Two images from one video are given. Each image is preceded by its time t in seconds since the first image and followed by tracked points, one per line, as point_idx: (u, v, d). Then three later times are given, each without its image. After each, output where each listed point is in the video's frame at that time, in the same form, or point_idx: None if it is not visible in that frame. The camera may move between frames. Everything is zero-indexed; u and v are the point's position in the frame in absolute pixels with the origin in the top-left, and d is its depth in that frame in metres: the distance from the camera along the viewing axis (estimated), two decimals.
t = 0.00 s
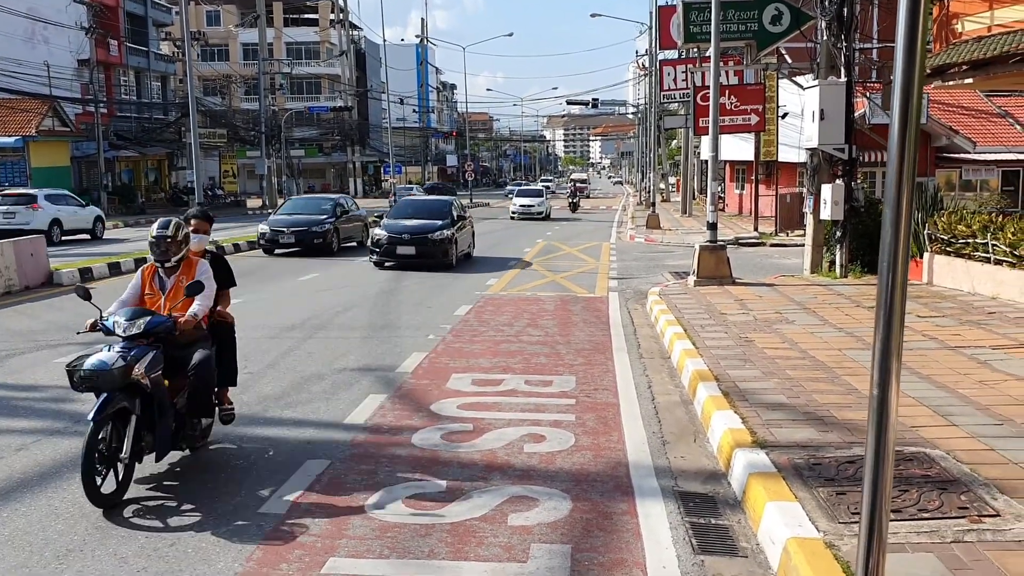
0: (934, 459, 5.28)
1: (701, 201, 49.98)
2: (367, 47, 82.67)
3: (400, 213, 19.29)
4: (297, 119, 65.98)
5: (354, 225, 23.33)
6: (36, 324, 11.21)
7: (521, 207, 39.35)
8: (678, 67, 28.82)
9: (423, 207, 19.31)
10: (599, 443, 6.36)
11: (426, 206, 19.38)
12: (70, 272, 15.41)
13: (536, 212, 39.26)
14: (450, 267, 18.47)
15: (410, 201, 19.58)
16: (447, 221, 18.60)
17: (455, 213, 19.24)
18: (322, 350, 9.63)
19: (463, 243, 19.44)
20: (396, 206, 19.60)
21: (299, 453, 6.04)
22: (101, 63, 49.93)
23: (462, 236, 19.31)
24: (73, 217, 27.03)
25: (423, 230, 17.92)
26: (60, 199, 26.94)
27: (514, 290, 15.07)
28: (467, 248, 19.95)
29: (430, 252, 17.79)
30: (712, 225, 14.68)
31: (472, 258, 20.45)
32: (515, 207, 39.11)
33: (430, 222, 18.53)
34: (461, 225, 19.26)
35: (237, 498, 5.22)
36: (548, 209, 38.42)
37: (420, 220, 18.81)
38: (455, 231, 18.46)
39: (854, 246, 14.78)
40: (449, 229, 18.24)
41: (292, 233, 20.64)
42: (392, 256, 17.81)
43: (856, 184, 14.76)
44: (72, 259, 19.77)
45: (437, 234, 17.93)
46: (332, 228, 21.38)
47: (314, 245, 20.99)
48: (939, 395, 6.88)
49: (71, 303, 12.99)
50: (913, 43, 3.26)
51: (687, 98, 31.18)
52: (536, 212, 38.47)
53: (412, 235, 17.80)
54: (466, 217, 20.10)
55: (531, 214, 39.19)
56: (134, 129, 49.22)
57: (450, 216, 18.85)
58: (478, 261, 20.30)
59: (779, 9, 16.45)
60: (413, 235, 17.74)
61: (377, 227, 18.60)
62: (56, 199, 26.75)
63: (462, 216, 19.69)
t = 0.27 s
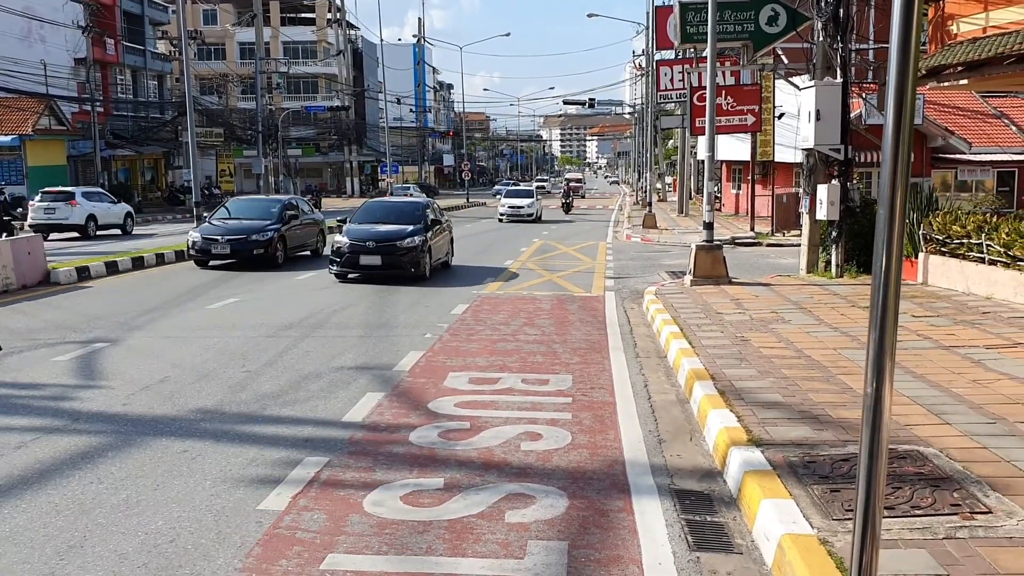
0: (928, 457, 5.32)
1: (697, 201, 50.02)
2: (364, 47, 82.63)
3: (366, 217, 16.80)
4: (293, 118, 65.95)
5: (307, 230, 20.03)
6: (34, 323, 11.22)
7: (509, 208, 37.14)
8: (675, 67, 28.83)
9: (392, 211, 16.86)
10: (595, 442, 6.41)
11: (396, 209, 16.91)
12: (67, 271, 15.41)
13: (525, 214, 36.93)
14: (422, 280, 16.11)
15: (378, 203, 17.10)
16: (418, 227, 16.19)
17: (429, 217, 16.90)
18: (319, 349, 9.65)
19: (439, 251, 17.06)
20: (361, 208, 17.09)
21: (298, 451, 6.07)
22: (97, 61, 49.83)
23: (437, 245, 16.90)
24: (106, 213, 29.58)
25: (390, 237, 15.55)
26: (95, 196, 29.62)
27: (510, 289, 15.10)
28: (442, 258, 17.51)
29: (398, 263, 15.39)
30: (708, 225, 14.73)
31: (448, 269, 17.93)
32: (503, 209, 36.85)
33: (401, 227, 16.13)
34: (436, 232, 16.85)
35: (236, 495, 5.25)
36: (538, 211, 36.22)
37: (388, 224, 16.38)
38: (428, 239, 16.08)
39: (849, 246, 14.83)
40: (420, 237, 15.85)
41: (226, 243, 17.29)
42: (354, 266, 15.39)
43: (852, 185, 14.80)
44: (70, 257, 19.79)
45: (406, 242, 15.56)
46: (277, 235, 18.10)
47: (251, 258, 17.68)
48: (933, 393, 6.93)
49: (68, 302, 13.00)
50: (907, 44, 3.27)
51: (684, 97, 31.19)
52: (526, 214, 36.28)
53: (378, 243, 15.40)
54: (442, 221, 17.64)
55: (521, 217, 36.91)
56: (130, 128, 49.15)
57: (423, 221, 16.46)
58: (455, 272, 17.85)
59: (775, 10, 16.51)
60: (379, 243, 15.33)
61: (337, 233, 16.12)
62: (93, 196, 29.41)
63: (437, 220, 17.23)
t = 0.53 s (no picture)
0: (924, 454, 5.37)
1: (697, 201, 50.11)
2: (364, 46, 82.68)
3: (324, 224, 14.35)
4: (293, 118, 66.00)
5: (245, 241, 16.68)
6: (35, 321, 11.26)
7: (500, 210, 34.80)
8: (674, 67, 28.84)
9: (355, 217, 14.43)
10: (594, 440, 6.45)
11: (359, 215, 14.49)
12: (68, 269, 15.42)
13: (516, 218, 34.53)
14: (389, 297, 13.69)
15: (338, 207, 14.66)
16: (384, 235, 13.81)
17: (398, 225, 14.47)
18: (320, 347, 9.69)
19: (411, 264, 14.67)
20: (318, 214, 14.63)
21: (299, 448, 6.12)
22: (97, 61, 49.83)
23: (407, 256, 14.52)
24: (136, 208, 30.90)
25: (350, 247, 13.14)
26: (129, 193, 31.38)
27: (511, 288, 15.16)
28: (415, 270, 15.10)
29: (358, 279, 12.95)
30: (707, 225, 14.78)
31: (421, 285, 15.46)
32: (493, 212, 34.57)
33: (364, 236, 13.70)
34: (406, 240, 14.45)
35: (238, 492, 5.30)
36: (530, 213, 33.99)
37: (350, 232, 13.97)
38: (396, 249, 13.70)
39: (849, 245, 14.88)
40: (387, 247, 13.46)
41: (137, 258, 14.04)
42: (306, 283, 12.92)
43: (850, 185, 14.85)
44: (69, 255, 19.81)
45: (369, 252, 13.17)
46: (203, 248, 14.82)
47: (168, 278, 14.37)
48: (930, 392, 6.98)
49: (69, 300, 13.03)
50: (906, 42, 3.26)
51: (683, 97, 31.25)
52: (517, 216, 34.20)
53: (335, 254, 13.04)
54: (414, 229, 15.24)
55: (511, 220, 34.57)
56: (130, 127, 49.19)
57: (390, 229, 14.08)
58: (430, 286, 15.44)
59: (775, 10, 16.51)
60: (337, 255, 12.96)
61: (287, 243, 13.66)
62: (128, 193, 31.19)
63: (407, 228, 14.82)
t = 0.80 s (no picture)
0: (921, 452, 5.42)
1: (697, 201, 50.15)
2: (364, 46, 82.71)
3: (266, 231, 11.70)
4: (293, 117, 66.04)
5: (156, 256, 13.22)
6: (37, 320, 11.31)
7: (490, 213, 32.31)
8: (674, 67, 28.89)
9: (304, 223, 11.79)
10: (594, 438, 6.50)
11: (309, 219, 11.85)
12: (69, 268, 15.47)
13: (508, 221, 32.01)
14: (343, 322, 11.11)
15: (285, 210, 12.01)
16: (336, 246, 11.23)
17: (355, 232, 11.89)
18: (321, 347, 9.74)
19: (373, 279, 12.09)
20: (259, 219, 11.98)
21: (301, 446, 6.16)
22: (98, 60, 49.82)
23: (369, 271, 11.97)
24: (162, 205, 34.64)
25: (292, 262, 10.55)
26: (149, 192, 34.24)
27: (511, 287, 15.21)
28: (378, 287, 12.57)
29: (300, 303, 10.37)
30: (707, 225, 14.83)
31: (386, 306, 12.89)
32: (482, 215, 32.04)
33: (311, 248, 11.09)
34: (366, 251, 11.90)
35: (241, 489, 5.34)
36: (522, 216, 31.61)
37: (295, 242, 11.36)
38: (351, 264, 11.14)
39: (848, 245, 14.94)
40: (339, 262, 10.90)
41: None
42: (237, 307, 10.38)
43: (849, 185, 14.90)
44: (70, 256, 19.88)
45: (317, 268, 10.58)
46: (88, 267, 11.37)
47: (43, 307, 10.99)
48: (928, 390, 7.03)
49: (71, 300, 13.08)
50: (908, 42, 3.25)
51: (683, 97, 31.30)
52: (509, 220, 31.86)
53: (272, 272, 10.43)
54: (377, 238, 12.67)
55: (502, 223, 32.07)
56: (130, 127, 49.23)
57: (347, 239, 11.53)
58: (397, 306, 12.90)
59: (774, 11, 16.55)
60: (274, 272, 10.39)
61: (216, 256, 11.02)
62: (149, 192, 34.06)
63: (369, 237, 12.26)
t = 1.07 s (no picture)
0: (917, 449, 5.48)
1: (697, 200, 50.22)
2: (365, 46, 82.80)
3: (177, 246, 9.28)
4: (294, 117, 66.13)
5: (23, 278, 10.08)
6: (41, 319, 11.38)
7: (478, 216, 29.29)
8: (674, 67, 28.97)
9: (227, 234, 9.43)
10: (594, 435, 6.55)
11: (233, 230, 9.48)
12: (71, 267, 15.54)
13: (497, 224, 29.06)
14: (269, 364, 8.65)
15: (204, 219, 9.68)
16: (262, 264, 8.82)
17: (290, 246, 9.50)
18: (322, 345, 9.79)
19: (312, 304, 9.69)
20: (171, 231, 9.61)
21: (303, 443, 6.22)
22: (99, 60, 49.89)
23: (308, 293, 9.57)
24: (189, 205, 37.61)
25: (198, 286, 8.12)
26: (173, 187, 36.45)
27: (511, 287, 15.27)
28: (324, 311, 10.20)
29: (207, 339, 7.94)
30: (706, 224, 14.89)
31: (335, 336, 10.55)
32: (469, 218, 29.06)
33: (226, 268, 8.64)
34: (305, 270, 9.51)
35: (245, 485, 5.40)
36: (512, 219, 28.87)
37: (210, 260, 8.92)
38: (282, 286, 8.75)
39: (847, 245, 15.01)
40: (265, 284, 8.51)
41: None
42: (125, 347, 7.96)
43: (849, 184, 14.96)
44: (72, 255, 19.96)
45: (231, 294, 8.16)
46: None
47: None
48: (926, 388, 7.09)
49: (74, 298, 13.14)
50: (912, 42, 3.21)
51: (683, 97, 31.41)
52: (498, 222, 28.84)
53: (170, 300, 8.00)
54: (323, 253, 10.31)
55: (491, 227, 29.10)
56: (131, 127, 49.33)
57: (279, 256, 9.12)
58: (349, 336, 10.56)
59: (774, 11, 16.59)
60: (173, 300, 7.97)
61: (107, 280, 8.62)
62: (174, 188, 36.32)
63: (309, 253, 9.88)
